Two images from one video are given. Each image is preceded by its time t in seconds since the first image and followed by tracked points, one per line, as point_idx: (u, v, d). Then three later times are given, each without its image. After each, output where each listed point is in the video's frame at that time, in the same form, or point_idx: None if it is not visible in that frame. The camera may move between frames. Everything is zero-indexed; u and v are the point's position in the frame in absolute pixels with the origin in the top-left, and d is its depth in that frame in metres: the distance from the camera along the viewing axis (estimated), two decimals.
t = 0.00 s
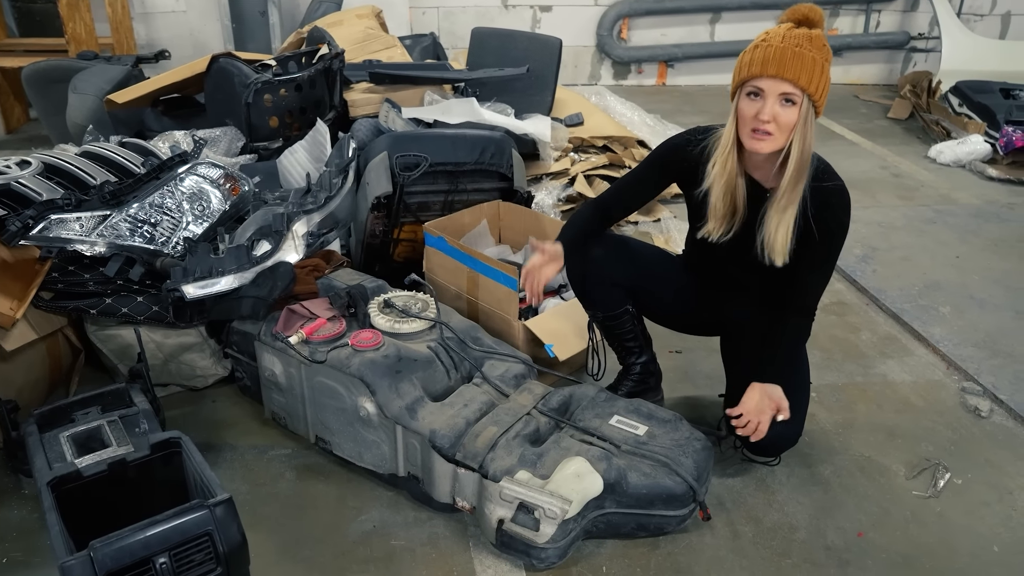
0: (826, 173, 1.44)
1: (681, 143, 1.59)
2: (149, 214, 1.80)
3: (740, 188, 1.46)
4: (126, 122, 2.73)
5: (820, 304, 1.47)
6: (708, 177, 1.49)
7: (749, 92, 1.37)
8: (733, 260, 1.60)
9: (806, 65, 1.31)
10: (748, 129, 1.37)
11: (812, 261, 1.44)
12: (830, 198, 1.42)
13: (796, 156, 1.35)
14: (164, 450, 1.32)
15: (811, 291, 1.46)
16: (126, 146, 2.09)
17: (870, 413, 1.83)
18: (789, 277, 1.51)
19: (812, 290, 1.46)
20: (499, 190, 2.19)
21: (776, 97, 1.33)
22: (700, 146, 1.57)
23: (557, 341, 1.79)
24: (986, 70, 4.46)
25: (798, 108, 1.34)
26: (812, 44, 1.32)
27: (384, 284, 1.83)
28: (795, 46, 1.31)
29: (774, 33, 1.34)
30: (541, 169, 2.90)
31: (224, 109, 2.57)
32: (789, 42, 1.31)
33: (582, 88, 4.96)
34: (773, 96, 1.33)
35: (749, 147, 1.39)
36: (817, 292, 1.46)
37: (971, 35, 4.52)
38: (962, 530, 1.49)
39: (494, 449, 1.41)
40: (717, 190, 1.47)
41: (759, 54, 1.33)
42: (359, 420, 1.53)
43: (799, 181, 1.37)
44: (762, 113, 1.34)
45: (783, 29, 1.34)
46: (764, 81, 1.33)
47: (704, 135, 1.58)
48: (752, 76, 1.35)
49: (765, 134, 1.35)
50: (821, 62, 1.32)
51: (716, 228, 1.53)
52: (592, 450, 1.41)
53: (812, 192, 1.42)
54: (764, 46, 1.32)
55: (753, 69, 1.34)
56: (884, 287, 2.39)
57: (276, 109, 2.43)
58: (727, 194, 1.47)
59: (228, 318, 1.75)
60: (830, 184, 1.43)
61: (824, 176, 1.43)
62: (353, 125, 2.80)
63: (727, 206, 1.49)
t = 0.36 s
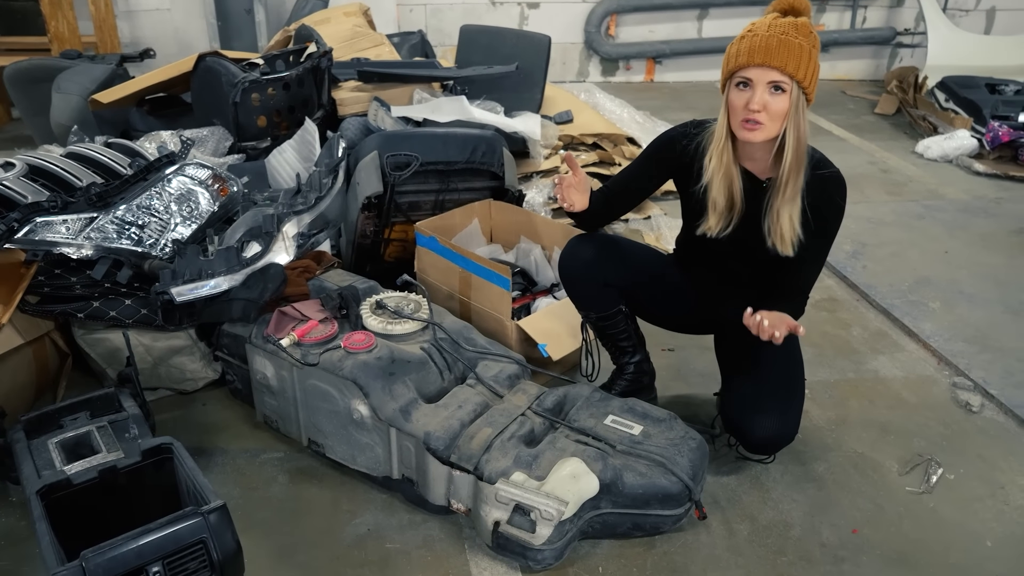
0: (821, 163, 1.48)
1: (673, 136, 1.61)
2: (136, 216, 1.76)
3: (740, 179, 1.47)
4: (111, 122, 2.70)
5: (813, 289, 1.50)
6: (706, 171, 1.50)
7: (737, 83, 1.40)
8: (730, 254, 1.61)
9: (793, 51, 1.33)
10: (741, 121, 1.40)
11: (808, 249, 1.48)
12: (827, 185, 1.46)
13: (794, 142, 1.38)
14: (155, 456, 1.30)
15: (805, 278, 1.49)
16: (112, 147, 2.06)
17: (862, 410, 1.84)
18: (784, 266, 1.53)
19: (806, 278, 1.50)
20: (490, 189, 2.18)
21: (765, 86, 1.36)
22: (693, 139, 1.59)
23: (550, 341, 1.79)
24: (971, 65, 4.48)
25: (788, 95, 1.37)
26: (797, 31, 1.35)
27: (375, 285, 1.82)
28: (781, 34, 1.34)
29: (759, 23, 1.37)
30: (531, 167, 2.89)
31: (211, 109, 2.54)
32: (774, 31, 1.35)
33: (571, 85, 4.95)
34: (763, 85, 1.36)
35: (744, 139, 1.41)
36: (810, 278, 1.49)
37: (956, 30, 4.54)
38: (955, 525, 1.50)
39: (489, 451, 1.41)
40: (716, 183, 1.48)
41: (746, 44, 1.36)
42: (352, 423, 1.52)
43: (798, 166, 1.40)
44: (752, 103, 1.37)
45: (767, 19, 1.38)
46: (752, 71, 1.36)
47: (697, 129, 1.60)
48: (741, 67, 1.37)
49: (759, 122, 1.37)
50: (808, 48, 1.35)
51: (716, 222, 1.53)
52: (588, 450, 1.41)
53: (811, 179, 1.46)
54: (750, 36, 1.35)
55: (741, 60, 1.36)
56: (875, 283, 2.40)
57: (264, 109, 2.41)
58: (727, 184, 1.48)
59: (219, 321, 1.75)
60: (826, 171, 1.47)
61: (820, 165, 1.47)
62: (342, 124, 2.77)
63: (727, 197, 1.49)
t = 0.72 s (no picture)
0: (805, 162, 1.46)
1: (664, 135, 1.61)
2: (120, 222, 1.75)
3: (722, 181, 1.48)
4: (93, 126, 2.67)
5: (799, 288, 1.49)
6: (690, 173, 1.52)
7: (709, 93, 1.41)
8: (716, 253, 1.61)
9: (756, 59, 1.33)
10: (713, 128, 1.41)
11: (793, 249, 1.47)
12: (811, 186, 1.45)
13: (764, 148, 1.38)
14: (144, 465, 1.28)
15: (790, 277, 1.49)
16: (94, 151, 2.04)
17: (850, 408, 1.85)
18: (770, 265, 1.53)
19: (791, 277, 1.49)
20: (478, 191, 2.18)
21: (732, 95, 1.37)
22: (683, 138, 1.59)
23: (540, 344, 1.79)
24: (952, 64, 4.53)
25: (756, 102, 1.37)
26: (765, 37, 1.34)
27: (364, 288, 1.80)
28: (744, 44, 1.33)
29: (730, 30, 1.37)
30: (518, 168, 2.89)
31: (194, 112, 2.52)
32: (739, 39, 1.34)
33: (556, 86, 4.95)
34: (729, 94, 1.37)
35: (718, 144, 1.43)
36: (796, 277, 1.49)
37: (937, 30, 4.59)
38: (944, 522, 1.52)
39: (481, 455, 1.40)
40: (698, 185, 1.50)
41: (713, 54, 1.37)
42: (342, 428, 1.51)
43: (771, 171, 1.40)
44: (718, 113, 1.39)
45: (737, 24, 1.37)
46: (717, 80, 1.38)
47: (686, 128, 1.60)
48: (709, 77, 1.39)
49: (726, 131, 1.38)
50: (775, 54, 1.33)
51: (700, 223, 1.54)
52: (580, 453, 1.41)
53: (793, 180, 1.44)
54: (716, 46, 1.36)
55: (706, 70, 1.38)
56: (860, 281, 2.42)
57: (249, 112, 2.40)
58: (709, 187, 1.49)
59: (206, 327, 1.72)
60: (810, 171, 1.45)
61: (804, 165, 1.45)
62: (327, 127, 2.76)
63: (709, 199, 1.51)
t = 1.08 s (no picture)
0: (802, 164, 1.46)
1: (661, 132, 1.60)
2: (117, 222, 1.75)
3: (707, 184, 1.50)
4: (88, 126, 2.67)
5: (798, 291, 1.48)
6: (680, 172, 1.55)
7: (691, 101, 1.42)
8: (711, 253, 1.60)
9: (727, 77, 1.31)
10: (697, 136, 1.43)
11: (789, 252, 1.46)
12: (806, 188, 1.44)
13: (736, 162, 1.38)
14: (142, 466, 1.28)
15: (789, 280, 1.47)
16: (91, 151, 2.04)
17: (848, 406, 1.85)
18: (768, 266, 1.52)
19: (790, 281, 1.48)
20: (475, 191, 2.18)
21: (707, 109, 1.37)
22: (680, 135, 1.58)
23: (539, 343, 1.79)
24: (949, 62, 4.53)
25: (730, 117, 1.35)
26: (742, 52, 1.31)
27: (362, 288, 1.81)
28: (718, 59, 1.32)
29: (714, 41, 1.35)
30: (515, 167, 2.89)
31: (190, 112, 2.51)
32: (716, 54, 1.33)
33: (553, 84, 4.95)
34: (702, 109, 1.37)
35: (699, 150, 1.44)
36: (794, 279, 1.47)
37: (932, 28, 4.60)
38: (943, 519, 1.52)
39: (480, 454, 1.40)
40: (685, 185, 1.53)
41: (692, 66, 1.37)
42: (341, 428, 1.51)
43: (745, 183, 1.40)
44: (694, 124, 1.40)
45: (721, 36, 1.35)
46: (693, 93, 1.38)
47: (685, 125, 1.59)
48: (688, 88, 1.39)
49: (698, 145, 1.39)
50: (750, 71, 1.31)
51: (687, 220, 1.57)
52: (580, 452, 1.41)
53: (788, 182, 1.44)
54: (695, 58, 1.36)
55: (684, 82, 1.38)
56: (858, 280, 2.43)
57: (245, 111, 2.39)
58: (695, 189, 1.52)
59: (204, 327, 1.71)
60: (806, 173, 1.45)
61: (800, 166, 1.46)
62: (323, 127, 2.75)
63: (696, 200, 1.53)
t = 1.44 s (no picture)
0: (800, 159, 1.46)
1: (659, 127, 1.60)
2: (117, 218, 1.74)
3: (705, 179, 1.50)
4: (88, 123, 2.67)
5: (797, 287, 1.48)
6: (679, 166, 1.55)
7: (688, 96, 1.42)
8: (710, 249, 1.60)
9: (721, 75, 1.31)
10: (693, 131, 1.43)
11: (788, 248, 1.46)
12: (804, 183, 1.44)
13: (730, 159, 1.38)
14: (141, 462, 1.28)
15: (788, 277, 1.47)
16: (90, 147, 2.03)
17: (847, 403, 1.86)
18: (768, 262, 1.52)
19: (788, 277, 1.48)
20: (475, 187, 2.18)
21: (702, 104, 1.37)
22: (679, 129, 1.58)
23: (538, 339, 1.79)
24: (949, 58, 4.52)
25: (724, 114, 1.35)
26: (736, 50, 1.31)
27: (361, 284, 1.81)
28: (712, 56, 1.32)
29: (710, 37, 1.35)
30: (515, 164, 2.88)
31: (189, 109, 2.51)
32: (711, 50, 1.33)
33: (553, 81, 4.94)
34: (697, 105, 1.37)
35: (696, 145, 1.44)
36: (793, 276, 1.47)
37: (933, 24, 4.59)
38: (941, 515, 1.52)
39: (479, 450, 1.40)
40: (683, 180, 1.53)
41: (688, 62, 1.37)
42: (340, 424, 1.51)
43: (740, 180, 1.40)
44: (690, 120, 1.40)
45: (717, 32, 1.34)
46: (689, 88, 1.38)
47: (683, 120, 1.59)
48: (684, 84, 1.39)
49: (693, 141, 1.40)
50: (743, 69, 1.30)
51: (685, 214, 1.56)
52: (578, 448, 1.41)
53: (786, 177, 1.44)
54: (691, 54, 1.36)
55: (681, 77, 1.38)
56: (857, 276, 2.43)
57: (245, 108, 2.39)
58: (693, 184, 1.52)
59: (203, 324, 1.73)
60: (804, 168, 1.45)
61: (797, 161, 1.45)
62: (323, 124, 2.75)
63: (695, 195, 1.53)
